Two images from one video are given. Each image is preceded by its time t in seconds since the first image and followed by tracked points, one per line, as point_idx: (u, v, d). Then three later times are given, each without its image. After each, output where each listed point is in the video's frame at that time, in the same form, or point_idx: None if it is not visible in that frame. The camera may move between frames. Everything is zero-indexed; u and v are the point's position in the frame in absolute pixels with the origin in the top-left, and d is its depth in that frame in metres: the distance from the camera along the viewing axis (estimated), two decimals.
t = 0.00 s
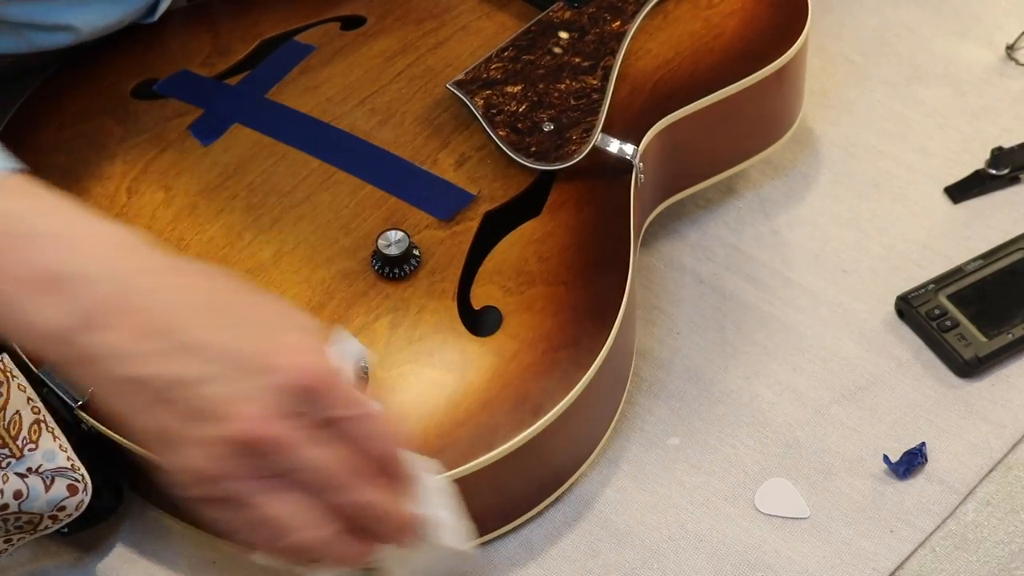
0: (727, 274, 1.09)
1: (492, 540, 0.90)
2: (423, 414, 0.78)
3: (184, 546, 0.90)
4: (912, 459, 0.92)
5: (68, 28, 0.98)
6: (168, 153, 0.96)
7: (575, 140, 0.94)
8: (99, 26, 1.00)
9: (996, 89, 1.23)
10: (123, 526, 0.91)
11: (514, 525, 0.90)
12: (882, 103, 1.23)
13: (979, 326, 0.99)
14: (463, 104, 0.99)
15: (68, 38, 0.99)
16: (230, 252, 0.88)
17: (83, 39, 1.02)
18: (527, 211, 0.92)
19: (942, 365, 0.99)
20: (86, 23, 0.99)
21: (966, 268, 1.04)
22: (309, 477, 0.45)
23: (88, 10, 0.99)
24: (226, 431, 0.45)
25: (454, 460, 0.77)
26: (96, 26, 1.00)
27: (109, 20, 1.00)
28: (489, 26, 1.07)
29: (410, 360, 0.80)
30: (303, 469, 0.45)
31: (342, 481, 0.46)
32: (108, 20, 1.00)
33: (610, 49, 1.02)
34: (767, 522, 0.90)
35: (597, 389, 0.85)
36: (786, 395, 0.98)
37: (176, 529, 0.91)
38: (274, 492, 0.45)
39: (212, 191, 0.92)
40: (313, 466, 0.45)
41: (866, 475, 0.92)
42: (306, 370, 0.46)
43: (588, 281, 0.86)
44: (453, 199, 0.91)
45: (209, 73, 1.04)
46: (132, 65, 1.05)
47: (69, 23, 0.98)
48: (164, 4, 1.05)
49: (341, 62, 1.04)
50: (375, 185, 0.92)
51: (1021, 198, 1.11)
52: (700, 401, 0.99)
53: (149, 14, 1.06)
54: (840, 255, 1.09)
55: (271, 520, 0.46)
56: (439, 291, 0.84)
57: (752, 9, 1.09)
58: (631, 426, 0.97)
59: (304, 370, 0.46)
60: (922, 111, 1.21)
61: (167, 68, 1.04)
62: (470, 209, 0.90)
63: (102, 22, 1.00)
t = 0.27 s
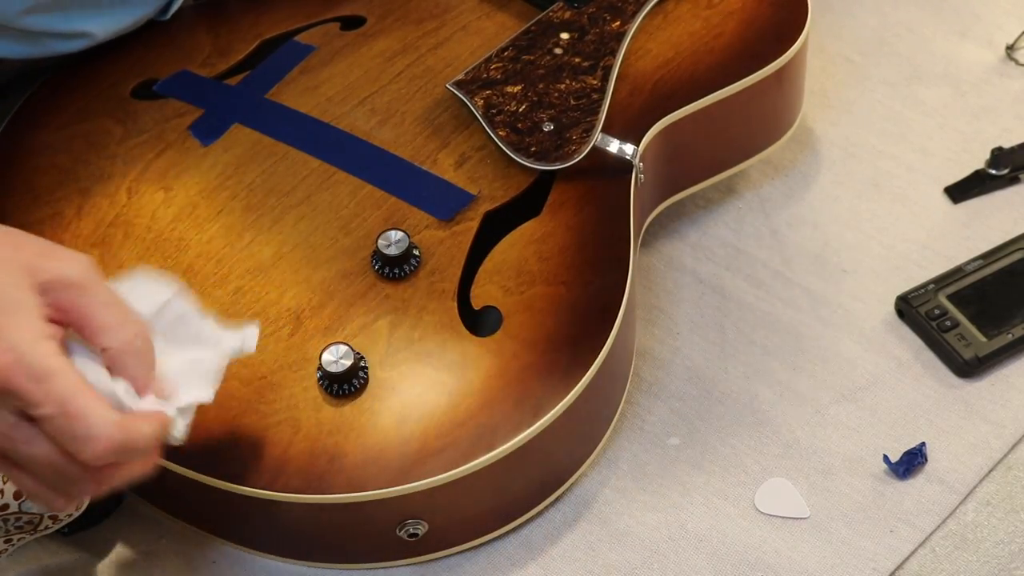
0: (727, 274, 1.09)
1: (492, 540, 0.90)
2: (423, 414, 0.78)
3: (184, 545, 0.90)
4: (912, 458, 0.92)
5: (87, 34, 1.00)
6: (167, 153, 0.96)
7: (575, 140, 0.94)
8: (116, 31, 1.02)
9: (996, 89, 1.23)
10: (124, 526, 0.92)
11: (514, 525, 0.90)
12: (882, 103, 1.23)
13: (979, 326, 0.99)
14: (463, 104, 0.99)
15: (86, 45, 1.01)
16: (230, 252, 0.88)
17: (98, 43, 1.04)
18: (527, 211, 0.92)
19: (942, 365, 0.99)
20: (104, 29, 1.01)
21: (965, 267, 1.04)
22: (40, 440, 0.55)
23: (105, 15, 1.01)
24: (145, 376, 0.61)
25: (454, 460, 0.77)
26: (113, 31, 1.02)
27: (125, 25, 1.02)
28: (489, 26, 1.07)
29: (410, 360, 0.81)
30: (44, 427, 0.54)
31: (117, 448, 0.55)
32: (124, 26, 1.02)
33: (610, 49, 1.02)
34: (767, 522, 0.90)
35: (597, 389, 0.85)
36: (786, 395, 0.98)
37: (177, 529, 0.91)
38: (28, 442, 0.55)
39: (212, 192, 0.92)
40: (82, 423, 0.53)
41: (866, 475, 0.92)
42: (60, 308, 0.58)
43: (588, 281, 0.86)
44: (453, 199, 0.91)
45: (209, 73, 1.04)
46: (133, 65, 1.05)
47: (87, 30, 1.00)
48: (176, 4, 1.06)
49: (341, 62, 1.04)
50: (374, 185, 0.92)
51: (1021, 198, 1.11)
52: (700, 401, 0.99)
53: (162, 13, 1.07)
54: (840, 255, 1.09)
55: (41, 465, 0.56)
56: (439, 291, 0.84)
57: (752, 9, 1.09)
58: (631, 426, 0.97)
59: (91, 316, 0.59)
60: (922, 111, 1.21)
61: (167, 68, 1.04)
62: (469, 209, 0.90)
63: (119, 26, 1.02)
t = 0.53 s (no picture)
0: (727, 274, 1.09)
1: (492, 540, 0.90)
2: (423, 414, 0.78)
3: (183, 545, 0.90)
4: (912, 459, 0.92)
5: (87, 44, 1.01)
6: (167, 153, 0.96)
7: (575, 140, 0.94)
8: (116, 40, 1.03)
9: (996, 89, 1.23)
10: (124, 526, 0.92)
11: (514, 525, 0.90)
12: (882, 103, 1.23)
13: (979, 326, 0.99)
14: (463, 104, 0.99)
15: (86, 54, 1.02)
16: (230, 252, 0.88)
17: (98, 50, 1.05)
18: (527, 211, 0.92)
19: (942, 365, 0.99)
20: (103, 38, 1.02)
21: (965, 267, 1.04)
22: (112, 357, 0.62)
23: (106, 25, 1.02)
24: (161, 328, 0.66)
25: (453, 460, 0.77)
26: (113, 40, 1.03)
27: (124, 33, 1.03)
28: (489, 26, 1.07)
29: (411, 359, 0.81)
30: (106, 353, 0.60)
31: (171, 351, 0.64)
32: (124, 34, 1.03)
33: (610, 49, 1.02)
34: (767, 522, 0.90)
35: (597, 389, 0.85)
36: (786, 395, 0.98)
37: (177, 529, 0.91)
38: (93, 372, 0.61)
39: (212, 191, 0.92)
40: (145, 333, 0.61)
41: (866, 475, 0.92)
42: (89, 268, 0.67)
43: (588, 281, 0.86)
44: (453, 199, 0.91)
45: (209, 73, 1.04)
46: (133, 66, 1.05)
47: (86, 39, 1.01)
48: (177, 11, 1.07)
49: (341, 62, 1.04)
50: (374, 185, 0.92)
51: (1021, 198, 1.11)
52: (700, 401, 0.99)
53: (164, 17, 1.07)
54: (840, 255, 1.09)
55: (99, 394, 0.62)
56: (439, 291, 0.84)
57: (752, 9, 1.09)
58: (631, 426, 0.97)
59: (112, 267, 0.68)
60: (922, 111, 1.21)
61: (166, 68, 1.04)
62: (469, 209, 0.90)
63: (119, 35, 1.03)
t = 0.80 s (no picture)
0: (727, 274, 1.09)
1: (492, 540, 0.90)
2: (422, 414, 0.78)
3: (183, 544, 0.90)
4: (912, 459, 0.91)
5: (78, 53, 1.00)
6: (167, 153, 0.96)
7: (575, 140, 0.94)
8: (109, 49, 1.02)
9: (996, 89, 1.23)
10: (125, 526, 0.92)
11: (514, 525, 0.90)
12: (882, 103, 1.23)
13: (979, 326, 0.99)
14: (463, 104, 0.99)
15: (76, 64, 1.00)
16: (230, 253, 0.88)
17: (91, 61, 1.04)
18: (527, 211, 0.92)
19: (942, 365, 0.99)
20: (97, 48, 1.01)
21: (965, 267, 1.04)
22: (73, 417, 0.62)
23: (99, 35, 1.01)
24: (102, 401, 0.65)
25: (453, 461, 0.76)
26: (104, 49, 1.02)
27: (117, 43, 1.02)
28: (489, 26, 1.07)
29: (410, 360, 0.81)
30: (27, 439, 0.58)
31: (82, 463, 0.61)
32: (117, 43, 1.02)
33: (610, 49, 1.02)
34: (767, 522, 0.90)
35: (597, 388, 0.85)
36: (786, 395, 0.98)
37: (177, 529, 0.91)
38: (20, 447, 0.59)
39: (212, 192, 0.92)
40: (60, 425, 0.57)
41: (866, 475, 0.92)
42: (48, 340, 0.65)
43: (588, 280, 0.86)
44: (453, 199, 0.91)
45: (209, 73, 1.04)
46: (133, 65, 1.05)
47: (78, 49, 0.99)
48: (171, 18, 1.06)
49: (341, 62, 1.04)
50: (374, 185, 0.92)
51: (1021, 198, 1.11)
52: (699, 401, 0.99)
53: (157, 26, 1.07)
54: (840, 255, 1.09)
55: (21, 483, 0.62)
56: (440, 291, 0.84)
57: (752, 9, 1.09)
58: (631, 426, 0.97)
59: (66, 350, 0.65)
60: (922, 111, 1.21)
61: (166, 68, 1.04)
62: (469, 209, 0.90)
63: (110, 44, 1.02)
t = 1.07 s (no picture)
0: (727, 274, 1.09)
1: (492, 540, 0.90)
2: (421, 414, 0.78)
3: (183, 545, 0.90)
4: (913, 459, 0.91)
5: (71, 57, 0.99)
6: (167, 153, 0.96)
7: (575, 140, 0.94)
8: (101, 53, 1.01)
9: (996, 89, 1.23)
10: (124, 526, 0.91)
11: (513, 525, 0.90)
12: (882, 103, 1.23)
13: (979, 326, 0.99)
14: (463, 104, 0.99)
15: (70, 68, 1.00)
16: (230, 253, 0.88)
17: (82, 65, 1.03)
18: (527, 211, 0.92)
19: (942, 365, 0.99)
20: (89, 52, 1.00)
21: (966, 267, 1.04)
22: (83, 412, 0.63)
23: (91, 38, 1.00)
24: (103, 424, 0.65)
25: (453, 461, 0.76)
26: (97, 53, 1.01)
27: (110, 48, 1.02)
28: (489, 26, 1.07)
29: (411, 359, 0.81)
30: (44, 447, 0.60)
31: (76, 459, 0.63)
32: (110, 48, 1.01)
33: (610, 49, 1.02)
34: (767, 522, 0.90)
35: (597, 389, 0.85)
36: (786, 395, 0.98)
37: (177, 530, 0.91)
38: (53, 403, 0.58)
39: (212, 192, 0.92)
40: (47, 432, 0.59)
41: (866, 475, 0.92)
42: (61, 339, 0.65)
43: (588, 280, 0.86)
44: (453, 199, 0.91)
45: (209, 73, 1.04)
46: (133, 66, 1.05)
47: (71, 53, 0.98)
48: (165, 24, 1.06)
49: (341, 62, 1.04)
50: (374, 185, 0.92)
51: (1021, 198, 1.11)
52: (699, 401, 0.99)
53: (151, 31, 1.06)
54: (840, 255, 1.09)
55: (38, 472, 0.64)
56: (440, 291, 0.84)
57: (751, 9, 1.09)
58: (631, 426, 0.97)
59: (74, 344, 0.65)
60: (922, 111, 1.21)
61: (166, 68, 1.04)
62: (469, 209, 0.90)
63: (104, 49, 1.01)
